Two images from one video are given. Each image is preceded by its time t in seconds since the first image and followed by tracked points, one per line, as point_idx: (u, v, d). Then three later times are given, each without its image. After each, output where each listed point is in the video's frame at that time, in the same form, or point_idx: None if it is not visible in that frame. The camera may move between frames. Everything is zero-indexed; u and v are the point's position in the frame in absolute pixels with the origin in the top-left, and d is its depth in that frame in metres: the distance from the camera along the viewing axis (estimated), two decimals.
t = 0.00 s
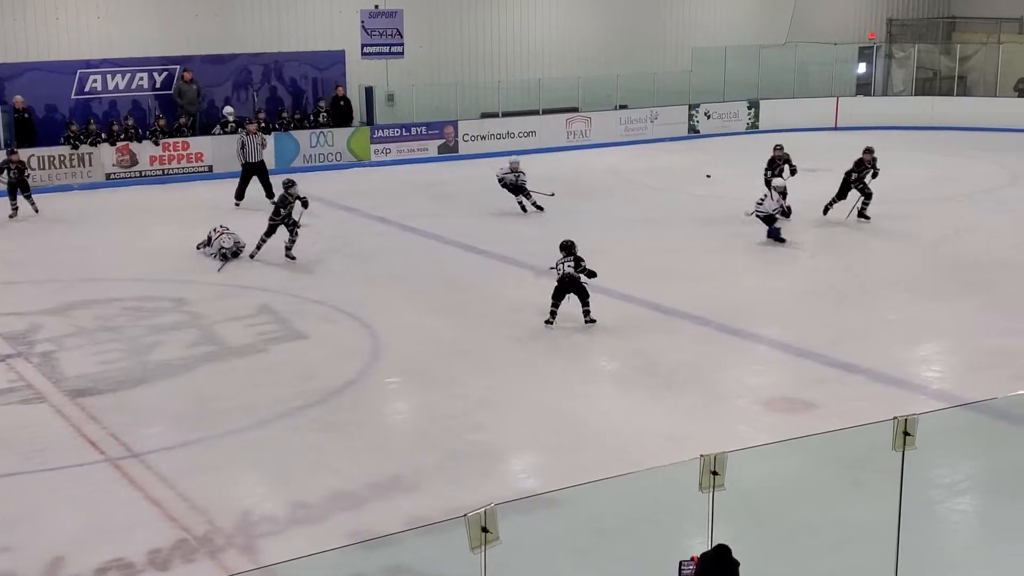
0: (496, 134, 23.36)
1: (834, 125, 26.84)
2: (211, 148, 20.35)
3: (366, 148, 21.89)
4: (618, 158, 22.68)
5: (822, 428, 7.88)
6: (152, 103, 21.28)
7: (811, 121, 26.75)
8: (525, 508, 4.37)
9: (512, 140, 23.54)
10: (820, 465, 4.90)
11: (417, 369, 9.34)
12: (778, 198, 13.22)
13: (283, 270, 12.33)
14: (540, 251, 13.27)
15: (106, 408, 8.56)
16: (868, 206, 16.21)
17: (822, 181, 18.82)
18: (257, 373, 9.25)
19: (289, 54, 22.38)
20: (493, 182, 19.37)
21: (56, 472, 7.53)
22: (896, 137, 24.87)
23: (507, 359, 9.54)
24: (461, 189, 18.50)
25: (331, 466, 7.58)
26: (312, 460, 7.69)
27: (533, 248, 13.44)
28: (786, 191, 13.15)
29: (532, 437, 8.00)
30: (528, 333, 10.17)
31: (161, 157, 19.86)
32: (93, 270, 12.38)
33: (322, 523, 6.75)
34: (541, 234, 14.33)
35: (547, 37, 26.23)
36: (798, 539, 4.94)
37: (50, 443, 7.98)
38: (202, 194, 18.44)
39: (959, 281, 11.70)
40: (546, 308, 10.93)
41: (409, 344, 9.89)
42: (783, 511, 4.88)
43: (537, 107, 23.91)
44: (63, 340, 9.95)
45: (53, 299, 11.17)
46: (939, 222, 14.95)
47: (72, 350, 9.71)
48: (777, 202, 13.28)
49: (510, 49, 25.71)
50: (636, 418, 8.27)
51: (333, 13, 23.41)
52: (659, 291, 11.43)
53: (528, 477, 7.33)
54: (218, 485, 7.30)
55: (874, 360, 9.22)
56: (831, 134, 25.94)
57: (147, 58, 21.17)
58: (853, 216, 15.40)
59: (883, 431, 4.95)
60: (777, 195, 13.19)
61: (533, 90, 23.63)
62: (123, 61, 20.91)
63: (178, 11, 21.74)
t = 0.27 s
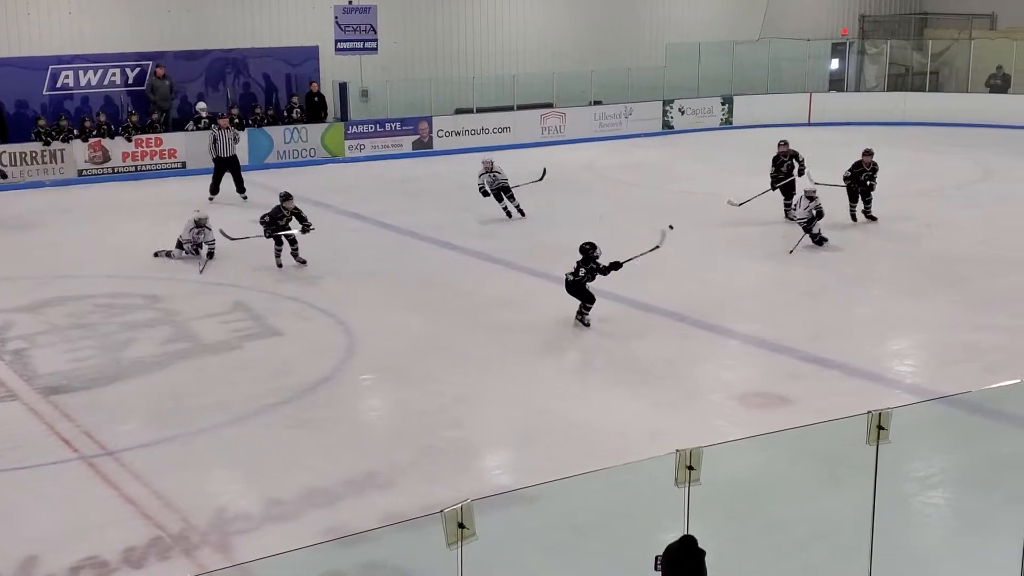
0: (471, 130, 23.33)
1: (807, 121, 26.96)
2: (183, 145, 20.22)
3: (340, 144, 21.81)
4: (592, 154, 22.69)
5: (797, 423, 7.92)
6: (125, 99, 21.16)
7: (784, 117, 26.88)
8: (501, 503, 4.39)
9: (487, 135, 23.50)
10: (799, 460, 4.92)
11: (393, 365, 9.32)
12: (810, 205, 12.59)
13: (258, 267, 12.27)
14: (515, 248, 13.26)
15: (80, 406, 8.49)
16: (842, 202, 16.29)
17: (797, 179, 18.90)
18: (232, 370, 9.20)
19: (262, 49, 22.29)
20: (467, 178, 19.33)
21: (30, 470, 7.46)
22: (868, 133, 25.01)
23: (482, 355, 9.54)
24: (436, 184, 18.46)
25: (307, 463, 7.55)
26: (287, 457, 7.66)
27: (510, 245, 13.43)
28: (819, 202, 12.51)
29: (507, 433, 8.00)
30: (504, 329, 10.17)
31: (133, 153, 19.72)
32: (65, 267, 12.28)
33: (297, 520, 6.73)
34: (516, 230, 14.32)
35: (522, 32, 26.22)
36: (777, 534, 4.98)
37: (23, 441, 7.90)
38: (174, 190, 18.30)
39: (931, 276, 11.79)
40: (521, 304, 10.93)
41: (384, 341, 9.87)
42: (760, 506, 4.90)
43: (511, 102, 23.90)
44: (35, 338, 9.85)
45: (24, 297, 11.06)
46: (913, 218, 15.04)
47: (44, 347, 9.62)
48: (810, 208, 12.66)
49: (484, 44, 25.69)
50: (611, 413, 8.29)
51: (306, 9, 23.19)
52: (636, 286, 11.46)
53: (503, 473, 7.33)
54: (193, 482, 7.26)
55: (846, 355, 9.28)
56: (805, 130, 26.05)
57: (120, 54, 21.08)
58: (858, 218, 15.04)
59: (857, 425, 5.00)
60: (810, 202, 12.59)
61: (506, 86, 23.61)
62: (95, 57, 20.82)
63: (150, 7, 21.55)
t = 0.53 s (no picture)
0: (453, 121, 23.29)
1: (789, 111, 26.96)
2: (164, 136, 20.08)
3: (321, 135, 21.72)
4: (574, 144, 22.67)
5: (779, 413, 7.95)
6: (104, 90, 20.94)
7: (766, 107, 26.87)
8: (485, 494, 4.38)
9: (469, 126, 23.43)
10: (780, 449, 4.93)
11: (375, 357, 9.29)
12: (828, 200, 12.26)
13: (238, 259, 12.20)
14: (497, 239, 13.23)
15: (60, 399, 8.43)
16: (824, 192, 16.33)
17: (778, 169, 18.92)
18: (214, 362, 9.16)
19: (242, 40, 22.10)
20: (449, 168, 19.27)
21: (10, 464, 7.41)
22: (849, 123, 25.04)
23: (465, 346, 9.52)
24: (417, 175, 18.40)
25: (289, 455, 7.52)
26: (269, 449, 7.63)
27: (492, 236, 13.40)
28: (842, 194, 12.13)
29: (490, 425, 7.99)
30: (486, 321, 10.15)
31: (114, 145, 19.55)
32: (45, 259, 12.19)
33: (279, 513, 6.70)
34: (498, 221, 14.29)
35: (504, 22, 26.18)
36: (760, 524, 4.99)
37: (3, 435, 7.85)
38: (154, 182, 18.19)
39: (912, 265, 11.84)
40: (503, 295, 10.92)
41: (366, 333, 9.84)
42: (743, 496, 4.90)
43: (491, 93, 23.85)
44: (15, 331, 9.78)
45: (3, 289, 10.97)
46: (894, 208, 15.09)
47: (24, 340, 9.55)
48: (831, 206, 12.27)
49: (465, 33, 25.63)
50: (594, 404, 8.29)
51: None
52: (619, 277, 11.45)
53: (486, 464, 7.32)
54: (175, 475, 7.23)
55: (827, 345, 9.31)
56: (787, 120, 26.06)
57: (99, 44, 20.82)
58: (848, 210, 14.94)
59: (839, 414, 5.00)
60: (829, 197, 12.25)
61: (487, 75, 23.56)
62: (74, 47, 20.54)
63: None
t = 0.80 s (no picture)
0: (448, 117, 23.20)
1: (784, 106, 26.94)
2: (158, 133, 20.04)
3: (315, 131, 21.71)
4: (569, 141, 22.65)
5: (775, 409, 7.96)
6: (99, 88, 20.89)
7: (762, 102, 26.83)
8: (479, 491, 4.38)
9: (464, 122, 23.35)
10: (774, 445, 4.95)
11: (370, 354, 9.28)
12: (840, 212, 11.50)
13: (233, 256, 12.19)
14: (492, 235, 13.22)
15: (55, 396, 8.42)
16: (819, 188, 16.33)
17: (773, 164, 18.92)
18: (209, 359, 9.15)
19: (236, 37, 22.08)
20: (444, 165, 19.25)
21: (5, 461, 7.40)
22: (844, 118, 25.05)
23: (460, 343, 9.52)
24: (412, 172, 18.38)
25: (285, 453, 7.52)
26: (265, 446, 7.62)
27: (487, 232, 13.40)
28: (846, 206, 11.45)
29: (485, 421, 7.99)
30: (481, 317, 10.15)
31: (108, 141, 19.52)
32: (39, 256, 12.17)
33: (275, 510, 6.70)
34: (493, 218, 14.28)
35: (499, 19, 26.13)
36: (755, 521, 4.99)
37: None
38: (148, 179, 18.16)
39: (907, 261, 11.84)
40: (498, 291, 10.91)
41: (361, 330, 9.83)
42: (737, 492, 4.91)
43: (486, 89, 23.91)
44: (9, 328, 9.77)
45: None
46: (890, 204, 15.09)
47: (19, 338, 9.53)
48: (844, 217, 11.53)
49: (460, 27, 25.56)
50: (589, 401, 8.29)
51: None
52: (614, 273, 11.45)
53: (481, 461, 7.33)
54: (171, 472, 7.22)
55: (822, 340, 9.32)
56: (782, 116, 26.03)
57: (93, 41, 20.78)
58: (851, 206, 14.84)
59: (834, 410, 5.01)
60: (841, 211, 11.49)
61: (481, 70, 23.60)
62: (69, 44, 20.51)
63: None
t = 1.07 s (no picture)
0: (439, 88, 22.95)
1: (777, 76, 26.72)
2: (149, 105, 19.91)
3: (308, 103, 21.59)
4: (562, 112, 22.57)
5: (767, 380, 7.99)
6: (90, 59, 20.75)
7: (756, 71, 26.55)
8: (473, 462, 4.38)
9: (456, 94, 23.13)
10: (768, 415, 4.97)
11: (364, 327, 9.28)
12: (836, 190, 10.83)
13: (226, 229, 12.14)
14: (485, 208, 13.18)
15: (49, 369, 8.41)
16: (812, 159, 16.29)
17: (766, 135, 18.87)
18: (202, 332, 9.14)
19: (227, 8, 21.99)
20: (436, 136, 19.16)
21: None
22: (838, 89, 24.95)
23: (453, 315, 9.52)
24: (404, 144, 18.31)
25: (279, 425, 7.53)
26: (259, 419, 7.63)
27: (480, 204, 13.36)
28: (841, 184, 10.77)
29: (478, 393, 8.00)
30: (474, 289, 10.15)
31: (99, 113, 19.38)
32: (31, 229, 12.10)
33: (269, 482, 6.71)
34: (486, 190, 14.23)
35: None
36: (749, 493, 5.01)
37: None
38: (139, 151, 18.06)
39: (900, 232, 11.85)
40: (491, 263, 10.90)
41: (355, 302, 9.82)
42: (730, 462, 4.93)
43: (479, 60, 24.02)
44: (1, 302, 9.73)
45: None
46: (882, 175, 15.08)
47: (11, 311, 9.50)
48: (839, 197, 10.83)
49: None
50: (583, 372, 8.31)
51: None
52: (607, 245, 11.45)
53: (475, 433, 7.35)
54: (165, 444, 7.23)
55: (814, 312, 9.34)
56: (776, 87, 25.92)
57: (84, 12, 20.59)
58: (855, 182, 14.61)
59: (827, 380, 5.02)
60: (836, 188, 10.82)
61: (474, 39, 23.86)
62: (59, 16, 20.33)
63: None
